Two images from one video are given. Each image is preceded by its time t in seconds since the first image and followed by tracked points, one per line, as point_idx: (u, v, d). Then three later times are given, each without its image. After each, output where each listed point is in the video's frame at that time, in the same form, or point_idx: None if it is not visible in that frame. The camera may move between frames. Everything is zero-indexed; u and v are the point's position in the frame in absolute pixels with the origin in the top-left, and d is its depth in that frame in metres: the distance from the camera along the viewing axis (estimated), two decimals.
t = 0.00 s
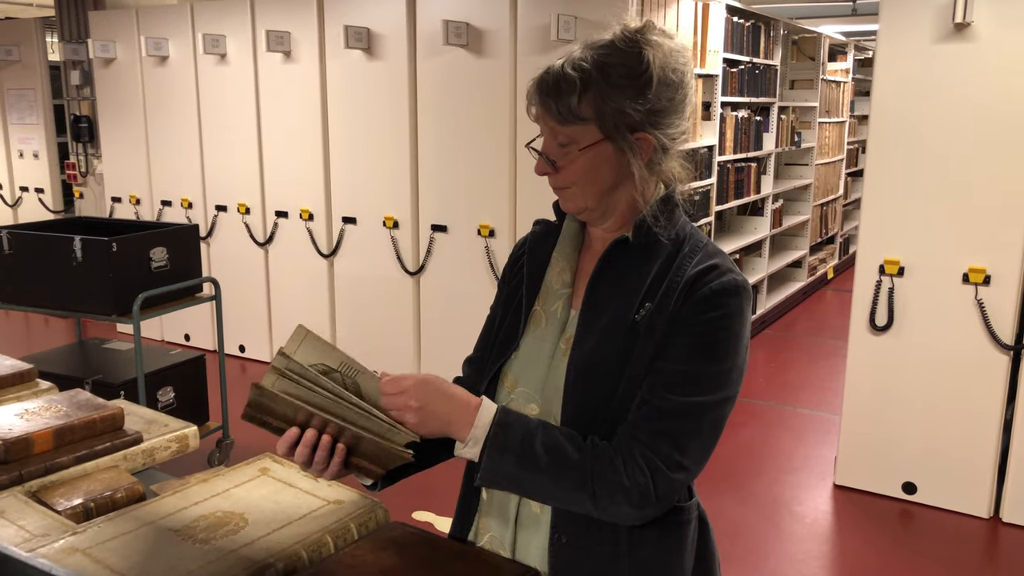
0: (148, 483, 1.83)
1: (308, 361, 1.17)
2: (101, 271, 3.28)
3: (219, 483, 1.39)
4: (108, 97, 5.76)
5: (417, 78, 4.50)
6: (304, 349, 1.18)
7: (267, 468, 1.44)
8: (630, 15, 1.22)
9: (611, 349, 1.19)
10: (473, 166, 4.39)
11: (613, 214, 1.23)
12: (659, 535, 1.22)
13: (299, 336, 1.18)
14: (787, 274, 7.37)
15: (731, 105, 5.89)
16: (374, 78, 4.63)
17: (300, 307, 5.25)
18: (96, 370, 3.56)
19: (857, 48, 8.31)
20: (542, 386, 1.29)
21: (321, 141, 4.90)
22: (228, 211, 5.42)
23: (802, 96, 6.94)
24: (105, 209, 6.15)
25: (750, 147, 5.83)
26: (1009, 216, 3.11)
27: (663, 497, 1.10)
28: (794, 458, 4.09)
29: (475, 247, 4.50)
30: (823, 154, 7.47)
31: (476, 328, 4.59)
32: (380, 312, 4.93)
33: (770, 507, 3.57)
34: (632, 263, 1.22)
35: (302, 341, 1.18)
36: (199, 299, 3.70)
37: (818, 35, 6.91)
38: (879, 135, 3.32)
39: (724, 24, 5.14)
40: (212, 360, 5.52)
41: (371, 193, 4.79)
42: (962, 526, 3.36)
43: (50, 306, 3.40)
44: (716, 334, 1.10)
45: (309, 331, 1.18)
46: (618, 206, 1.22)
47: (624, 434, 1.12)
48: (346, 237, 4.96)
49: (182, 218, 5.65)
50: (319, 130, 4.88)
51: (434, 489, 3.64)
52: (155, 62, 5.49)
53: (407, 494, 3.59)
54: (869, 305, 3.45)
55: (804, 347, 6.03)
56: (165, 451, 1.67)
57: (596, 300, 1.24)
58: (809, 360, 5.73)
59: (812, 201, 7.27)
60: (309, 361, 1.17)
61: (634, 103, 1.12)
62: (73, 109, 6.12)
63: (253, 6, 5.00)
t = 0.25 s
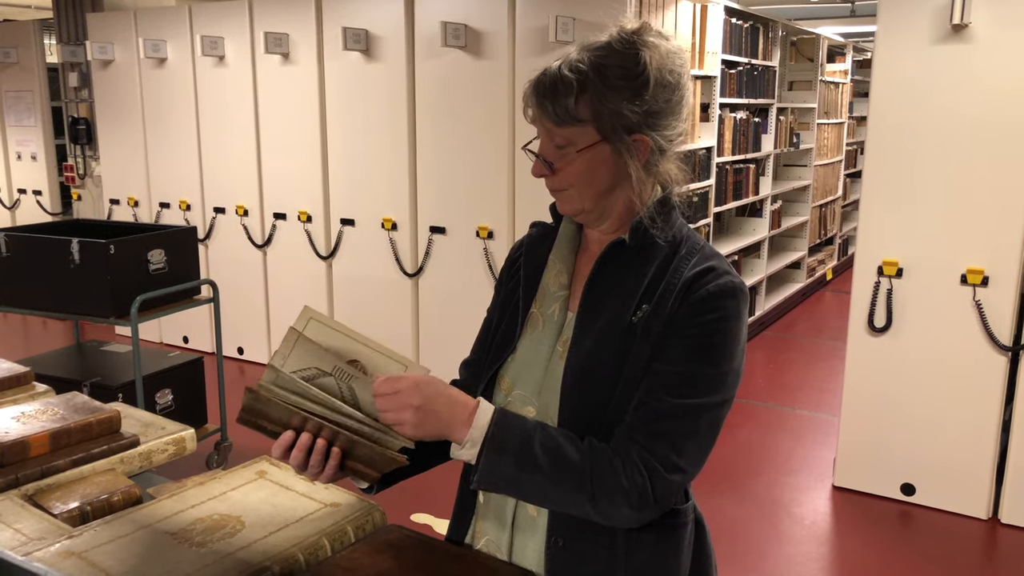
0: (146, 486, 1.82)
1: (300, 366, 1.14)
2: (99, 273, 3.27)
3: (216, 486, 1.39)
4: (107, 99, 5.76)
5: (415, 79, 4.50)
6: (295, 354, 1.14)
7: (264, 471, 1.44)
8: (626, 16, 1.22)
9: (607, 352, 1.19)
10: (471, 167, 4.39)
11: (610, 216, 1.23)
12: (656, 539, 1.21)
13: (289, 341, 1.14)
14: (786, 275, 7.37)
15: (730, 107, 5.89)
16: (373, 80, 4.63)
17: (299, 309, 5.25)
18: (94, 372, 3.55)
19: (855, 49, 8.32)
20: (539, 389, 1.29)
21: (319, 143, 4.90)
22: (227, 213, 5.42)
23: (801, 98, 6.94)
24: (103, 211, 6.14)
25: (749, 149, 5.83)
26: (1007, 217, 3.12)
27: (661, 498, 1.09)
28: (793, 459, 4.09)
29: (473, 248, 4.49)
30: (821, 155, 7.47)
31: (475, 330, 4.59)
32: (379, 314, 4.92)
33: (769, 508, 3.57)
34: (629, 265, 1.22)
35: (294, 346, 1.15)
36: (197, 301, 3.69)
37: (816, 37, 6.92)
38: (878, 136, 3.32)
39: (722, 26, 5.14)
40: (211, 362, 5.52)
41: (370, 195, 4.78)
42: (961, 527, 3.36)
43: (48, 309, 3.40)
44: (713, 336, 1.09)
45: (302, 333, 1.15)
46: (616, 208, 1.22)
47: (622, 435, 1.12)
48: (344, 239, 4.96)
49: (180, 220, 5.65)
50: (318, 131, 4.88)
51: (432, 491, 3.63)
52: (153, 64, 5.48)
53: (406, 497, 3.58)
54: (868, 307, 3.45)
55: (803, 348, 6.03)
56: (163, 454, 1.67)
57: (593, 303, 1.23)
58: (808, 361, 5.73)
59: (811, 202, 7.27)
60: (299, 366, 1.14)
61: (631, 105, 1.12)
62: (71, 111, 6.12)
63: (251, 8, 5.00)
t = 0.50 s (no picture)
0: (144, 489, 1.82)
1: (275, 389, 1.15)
2: (97, 276, 3.27)
3: (214, 488, 1.38)
4: (105, 102, 5.76)
5: (414, 81, 4.50)
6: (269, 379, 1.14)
7: (262, 473, 1.44)
8: (625, 18, 1.22)
9: (607, 352, 1.19)
10: (470, 169, 4.39)
11: (612, 219, 1.22)
12: (658, 540, 1.21)
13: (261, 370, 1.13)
14: (785, 276, 7.37)
15: (728, 108, 5.90)
16: (371, 82, 4.63)
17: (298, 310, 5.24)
18: (93, 375, 3.55)
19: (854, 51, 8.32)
20: (538, 390, 1.29)
21: (318, 145, 4.90)
22: (225, 215, 5.42)
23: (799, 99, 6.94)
24: (102, 214, 6.14)
25: (748, 150, 5.83)
26: (1006, 218, 3.12)
27: (663, 497, 1.09)
28: (793, 461, 4.09)
29: (472, 250, 4.49)
30: (820, 156, 7.48)
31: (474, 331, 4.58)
32: (378, 316, 4.92)
33: (769, 510, 3.56)
34: (628, 266, 1.22)
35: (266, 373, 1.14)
36: (196, 303, 3.69)
37: (814, 38, 6.92)
38: (876, 137, 3.32)
39: (720, 27, 5.14)
40: (210, 364, 5.51)
41: (368, 197, 4.78)
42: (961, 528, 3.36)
43: (46, 311, 3.39)
44: (713, 335, 1.09)
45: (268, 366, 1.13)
46: (618, 210, 1.22)
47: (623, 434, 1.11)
48: (343, 241, 4.95)
49: (179, 222, 5.64)
50: (316, 133, 4.88)
51: (431, 493, 3.63)
52: (152, 67, 5.48)
53: (405, 499, 3.58)
54: (867, 308, 3.45)
55: (802, 349, 6.03)
56: (161, 456, 1.66)
57: (592, 304, 1.23)
58: (807, 362, 5.73)
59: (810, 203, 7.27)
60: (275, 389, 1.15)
61: (632, 107, 1.12)
62: (70, 113, 6.12)
63: (249, 10, 5.00)
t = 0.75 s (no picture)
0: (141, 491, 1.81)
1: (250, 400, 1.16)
2: (95, 276, 3.26)
3: (212, 489, 1.38)
4: (104, 102, 5.75)
5: (412, 81, 4.49)
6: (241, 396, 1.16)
7: (260, 474, 1.43)
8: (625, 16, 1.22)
9: (606, 356, 1.18)
10: (469, 169, 4.38)
11: (616, 218, 1.22)
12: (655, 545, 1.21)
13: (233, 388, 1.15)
14: (784, 277, 7.36)
15: (727, 108, 5.89)
16: (370, 82, 4.62)
17: (296, 311, 5.23)
18: (91, 376, 3.54)
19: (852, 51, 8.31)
20: (537, 391, 1.28)
21: (316, 145, 4.89)
22: (224, 215, 5.41)
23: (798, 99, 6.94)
24: (100, 214, 6.13)
25: (747, 150, 5.83)
26: (1006, 217, 3.11)
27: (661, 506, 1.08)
28: (792, 461, 4.09)
29: (472, 250, 4.49)
30: (819, 156, 7.47)
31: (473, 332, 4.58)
32: (377, 316, 4.91)
33: (769, 510, 3.56)
34: (628, 269, 1.22)
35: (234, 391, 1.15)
36: (194, 304, 3.68)
37: (813, 38, 6.91)
38: (875, 137, 3.32)
39: (720, 27, 5.13)
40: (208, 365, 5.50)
41: (367, 197, 4.78)
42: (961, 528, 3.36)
43: (44, 312, 3.39)
44: (712, 342, 1.09)
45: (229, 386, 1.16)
46: (623, 209, 1.21)
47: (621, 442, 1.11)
48: (341, 241, 4.95)
49: (178, 223, 5.63)
50: (315, 133, 4.87)
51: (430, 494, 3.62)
52: (150, 67, 5.47)
53: (404, 499, 3.57)
54: (866, 308, 3.44)
55: (801, 349, 6.03)
56: (159, 457, 1.66)
57: (592, 306, 1.23)
58: (807, 363, 5.73)
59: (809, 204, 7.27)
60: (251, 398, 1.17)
61: (634, 104, 1.11)
62: (68, 114, 6.11)
63: (248, 10, 5.00)
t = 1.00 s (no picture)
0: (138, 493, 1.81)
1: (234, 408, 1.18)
2: (92, 278, 3.26)
3: (209, 491, 1.38)
4: (101, 103, 5.74)
5: (410, 82, 4.49)
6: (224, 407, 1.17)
7: (257, 476, 1.43)
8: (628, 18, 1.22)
9: (603, 358, 1.19)
10: (466, 170, 4.38)
11: (615, 220, 1.22)
12: (647, 548, 1.21)
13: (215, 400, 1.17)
14: (782, 277, 7.37)
15: (725, 109, 5.90)
16: (367, 83, 4.62)
17: (294, 311, 5.23)
18: (88, 377, 3.54)
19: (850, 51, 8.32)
20: (534, 392, 1.29)
21: (314, 146, 4.89)
22: (222, 216, 5.41)
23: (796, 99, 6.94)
24: (98, 215, 6.12)
25: (744, 151, 5.83)
26: (1003, 218, 3.12)
27: (652, 510, 1.09)
28: (790, 462, 4.09)
29: (469, 251, 4.49)
30: (816, 157, 7.48)
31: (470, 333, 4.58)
32: (375, 317, 4.91)
33: (766, 511, 3.56)
34: (626, 272, 1.22)
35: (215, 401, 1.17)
36: (191, 305, 3.68)
37: (810, 39, 6.91)
38: (873, 138, 3.32)
39: (717, 28, 5.14)
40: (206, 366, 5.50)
41: (365, 198, 4.78)
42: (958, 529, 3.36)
43: (41, 314, 3.39)
44: (708, 347, 1.09)
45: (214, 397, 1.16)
46: (622, 211, 1.21)
47: (615, 445, 1.11)
48: (339, 242, 4.94)
49: (175, 224, 5.63)
50: (313, 135, 4.87)
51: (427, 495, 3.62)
52: (148, 68, 5.47)
53: (401, 501, 3.57)
54: (863, 309, 3.45)
55: (799, 349, 6.04)
56: (156, 459, 1.66)
57: (590, 308, 1.23)
58: (804, 363, 5.73)
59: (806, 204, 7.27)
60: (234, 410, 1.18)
61: (634, 106, 1.11)
62: (66, 115, 6.10)
63: (246, 11, 4.99)
